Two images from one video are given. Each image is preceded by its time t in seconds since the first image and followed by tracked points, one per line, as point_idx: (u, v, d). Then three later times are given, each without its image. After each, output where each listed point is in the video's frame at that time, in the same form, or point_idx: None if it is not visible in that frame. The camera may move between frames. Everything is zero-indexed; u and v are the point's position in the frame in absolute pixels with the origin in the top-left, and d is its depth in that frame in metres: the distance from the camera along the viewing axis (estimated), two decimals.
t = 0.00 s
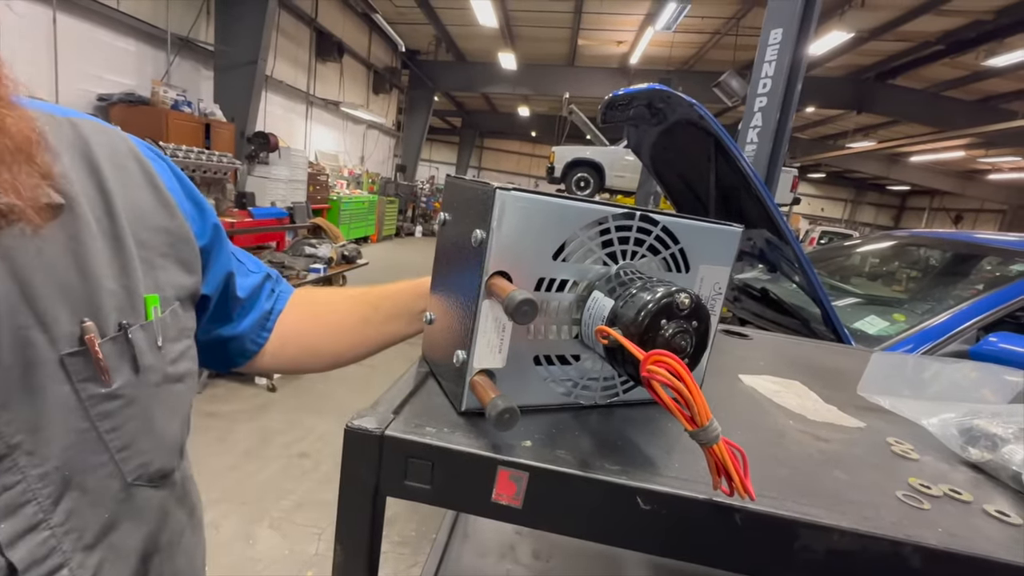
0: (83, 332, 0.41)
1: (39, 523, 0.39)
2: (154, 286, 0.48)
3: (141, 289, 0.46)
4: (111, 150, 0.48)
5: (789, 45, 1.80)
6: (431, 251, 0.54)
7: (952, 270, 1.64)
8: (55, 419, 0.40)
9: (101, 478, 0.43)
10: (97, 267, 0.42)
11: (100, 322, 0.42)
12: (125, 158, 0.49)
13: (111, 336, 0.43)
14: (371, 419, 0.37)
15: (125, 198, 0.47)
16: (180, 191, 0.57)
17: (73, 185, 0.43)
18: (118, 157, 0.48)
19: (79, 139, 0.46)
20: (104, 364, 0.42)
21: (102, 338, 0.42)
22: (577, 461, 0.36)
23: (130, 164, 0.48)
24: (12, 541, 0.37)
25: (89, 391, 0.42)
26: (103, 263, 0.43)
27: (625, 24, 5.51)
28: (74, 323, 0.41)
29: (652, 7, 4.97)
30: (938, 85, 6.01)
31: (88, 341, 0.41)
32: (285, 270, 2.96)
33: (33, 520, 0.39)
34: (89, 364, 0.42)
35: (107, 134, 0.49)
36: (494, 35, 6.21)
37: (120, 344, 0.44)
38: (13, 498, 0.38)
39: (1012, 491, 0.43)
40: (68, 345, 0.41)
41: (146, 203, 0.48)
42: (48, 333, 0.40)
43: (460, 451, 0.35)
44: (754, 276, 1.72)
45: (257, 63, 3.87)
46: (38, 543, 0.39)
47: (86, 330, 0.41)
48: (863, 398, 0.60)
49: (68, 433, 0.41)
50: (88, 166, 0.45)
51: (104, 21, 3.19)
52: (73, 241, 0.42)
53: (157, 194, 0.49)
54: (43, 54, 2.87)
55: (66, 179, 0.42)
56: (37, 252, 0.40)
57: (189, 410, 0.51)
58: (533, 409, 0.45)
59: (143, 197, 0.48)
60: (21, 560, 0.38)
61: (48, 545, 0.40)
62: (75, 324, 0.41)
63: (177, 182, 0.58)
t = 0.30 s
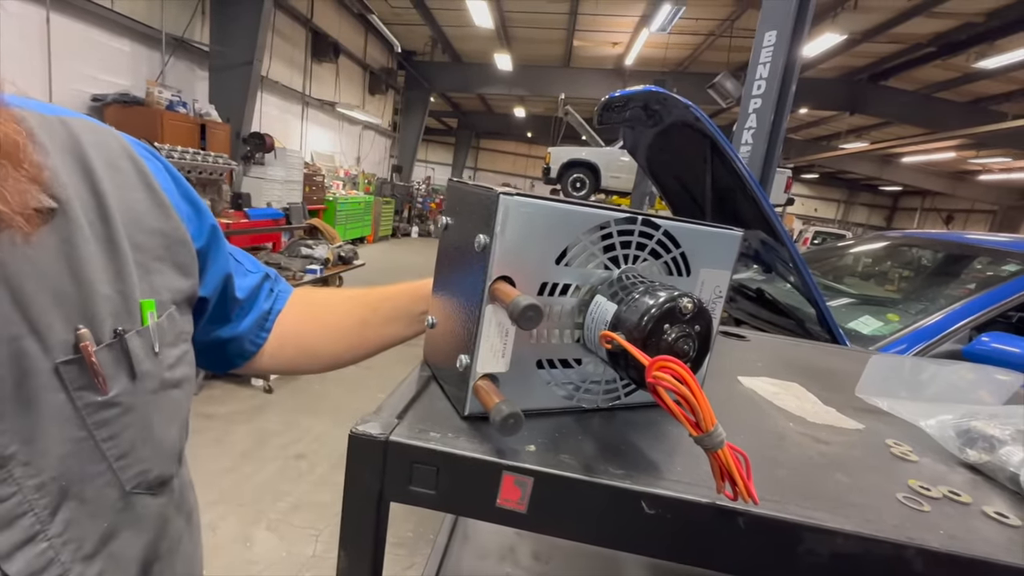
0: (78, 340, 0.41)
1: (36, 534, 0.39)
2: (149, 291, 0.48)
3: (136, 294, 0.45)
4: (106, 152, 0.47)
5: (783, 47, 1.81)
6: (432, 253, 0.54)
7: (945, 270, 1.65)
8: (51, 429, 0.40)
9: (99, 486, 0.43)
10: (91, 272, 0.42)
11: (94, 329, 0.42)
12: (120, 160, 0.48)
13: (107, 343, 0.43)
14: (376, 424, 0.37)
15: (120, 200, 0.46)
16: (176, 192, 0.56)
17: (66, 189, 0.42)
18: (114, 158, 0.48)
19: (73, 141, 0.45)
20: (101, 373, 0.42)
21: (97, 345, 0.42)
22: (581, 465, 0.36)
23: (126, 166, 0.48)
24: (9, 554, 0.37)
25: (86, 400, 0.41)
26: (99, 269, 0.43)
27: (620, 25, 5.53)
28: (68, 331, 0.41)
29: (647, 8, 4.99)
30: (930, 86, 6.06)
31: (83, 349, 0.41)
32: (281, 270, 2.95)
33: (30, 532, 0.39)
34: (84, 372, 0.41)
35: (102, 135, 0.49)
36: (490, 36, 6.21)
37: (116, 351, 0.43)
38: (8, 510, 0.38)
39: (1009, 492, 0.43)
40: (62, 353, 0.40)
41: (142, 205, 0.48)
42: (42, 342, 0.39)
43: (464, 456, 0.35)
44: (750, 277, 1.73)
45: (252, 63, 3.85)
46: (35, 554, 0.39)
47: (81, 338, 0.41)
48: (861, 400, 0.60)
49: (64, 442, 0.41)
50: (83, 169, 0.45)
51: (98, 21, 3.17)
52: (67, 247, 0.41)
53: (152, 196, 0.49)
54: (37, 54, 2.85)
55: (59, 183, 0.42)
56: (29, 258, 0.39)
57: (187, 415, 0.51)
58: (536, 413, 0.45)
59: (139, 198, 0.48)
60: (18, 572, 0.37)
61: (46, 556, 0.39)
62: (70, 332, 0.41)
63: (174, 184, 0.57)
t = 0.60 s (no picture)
0: (66, 349, 0.40)
1: (24, 549, 0.38)
2: (141, 296, 0.47)
3: (127, 300, 0.45)
4: (98, 153, 0.47)
5: (778, 48, 1.82)
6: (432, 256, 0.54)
7: (938, 269, 1.67)
8: (38, 441, 0.39)
9: (89, 498, 0.42)
10: (79, 279, 0.41)
11: (83, 338, 0.42)
12: (112, 161, 0.48)
13: (96, 351, 0.42)
14: (377, 431, 0.37)
15: (111, 203, 0.46)
16: (171, 193, 0.56)
17: (56, 193, 0.42)
18: (105, 160, 0.47)
19: (64, 142, 0.45)
20: (89, 382, 0.41)
21: (86, 354, 0.42)
22: (584, 471, 0.36)
23: (118, 167, 0.47)
24: None
25: (74, 410, 0.41)
26: (87, 275, 0.42)
27: (616, 25, 5.54)
28: (56, 340, 0.40)
29: (642, 8, 5.00)
30: (923, 87, 6.10)
31: (71, 358, 0.40)
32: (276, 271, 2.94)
33: (18, 546, 0.38)
34: (73, 382, 0.41)
35: (94, 135, 0.48)
36: (485, 36, 6.21)
37: (105, 359, 0.43)
38: None
39: (1009, 494, 0.43)
40: (50, 362, 0.40)
41: (135, 208, 0.47)
42: (28, 351, 0.39)
43: (466, 463, 0.35)
44: (745, 277, 1.74)
45: (246, 62, 3.83)
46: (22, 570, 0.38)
47: (68, 346, 0.40)
48: (860, 401, 0.60)
49: (52, 453, 0.40)
50: (74, 171, 0.44)
51: (90, 19, 3.15)
52: (54, 253, 0.41)
53: (145, 198, 0.48)
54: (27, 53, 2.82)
55: (48, 187, 0.41)
56: (16, 265, 0.39)
57: (179, 422, 0.50)
58: (537, 417, 0.45)
59: (132, 201, 0.47)
60: None
61: (34, 571, 0.39)
62: (58, 340, 0.40)
63: (168, 185, 0.57)
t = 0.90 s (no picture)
0: (31, 353, 0.39)
1: None
2: (113, 295, 0.46)
3: (97, 300, 0.43)
4: (65, 146, 0.45)
5: (768, 48, 1.82)
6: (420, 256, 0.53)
7: (926, 268, 1.68)
8: (4, 448, 0.38)
9: (60, 506, 0.41)
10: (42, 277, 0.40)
11: (49, 340, 0.40)
12: (80, 153, 0.46)
13: (63, 354, 0.41)
14: (361, 439, 0.36)
15: (79, 197, 0.44)
16: (146, 189, 0.54)
17: (18, 187, 0.40)
18: (72, 153, 0.45)
19: (28, 135, 0.43)
20: (58, 387, 0.40)
21: (53, 357, 0.40)
22: (575, 479, 0.35)
23: (86, 160, 0.46)
24: None
25: (42, 417, 0.40)
26: (52, 274, 0.41)
27: (607, 24, 5.53)
28: (21, 343, 0.39)
29: (634, 8, 5.00)
30: (910, 87, 6.17)
31: (36, 362, 0.39)
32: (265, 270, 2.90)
33: None
34: (39, 387, 0.39)
35: (63, 127, 0.47)
36: (477, 34, 6.19)
37: (74, 362, 0.41)
38: None
39: (1001, 497, 0.43)
40: (15, 366, 0.39)
41: (105, 203, 0.46)
42: None
43: (453, 471, 0.34)
44: (736, 277, 1.74)
45: (235, 60, 3.78)
46: None
47: (34, 350, 0.39)
48: (853, 403, 0.60)
49: (20, 461, 0.39)
50: (38, 165, 0.42)
51: (74, 15, 3.09)
52: (17, 251, 0.39)
53: (116, 192, 0.47)
54: (9, 49, 2.76)
55: (9, 182, 0.40)
56: None
57: (157, 426, 0.49)
58: (527, 423, 0.44)
59: (102, 196, 0.46)
60: None
61: None
62: (22, 344, 0.39)
63: (144, 180, 0.55)
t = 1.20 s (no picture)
0: None
1: None
2: (75, 298, 0.44)
3: (56, 303, 0.42)
4: (24, 141, 0.44)
5: (758, 48, 1.82)
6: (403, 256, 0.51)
7: (914, 267, 1.69)
8: None
9: (14, 523, 0.39)
10: None
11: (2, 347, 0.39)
12: (40, 146, 0.45)
13: (17, 362, 0.39)
14: (335, 449, 0.34)
15: (39, 194, 0.43)
16: (114, 185, 0.53)
17: None
18: (32, 148, 0.45)
19: None
20: (12, 397, 0.38)
21: (7, 365, 0.38)
22: (560, 489, 0.34)
23: (46, 154, 0.45)
24: None
25: None
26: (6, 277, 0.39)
27: (599, 24, 5.54)
28: None
29: (626, 8, 5.01)
30: (898, 88, 6.23)
31: None
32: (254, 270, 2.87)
33: None
34: None
35: (24, 121, 0.46)
36: (469, 33, 6.17)
37: (29, 372, 0.39)
38: None
39: (995, 501, 0.43)
40: None
41: (68, 200, 0.45)
42: None
43: (432, 482, 0.32)
44: (727, 276, 1.73)
45: (223, 57, 3.73)
46: None
47: None
48: (844, 405, 0.59)
49: None
50: None
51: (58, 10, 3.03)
52: None
53: (80, 188, 0.46)
54: None
55: None
56: None
57: (123, 434, 0.47)
58: (511, 429, 0.42)
59: (66, 193, 0.45)
60: None
61: None
62: None
63: (112, 177, 0.54)
